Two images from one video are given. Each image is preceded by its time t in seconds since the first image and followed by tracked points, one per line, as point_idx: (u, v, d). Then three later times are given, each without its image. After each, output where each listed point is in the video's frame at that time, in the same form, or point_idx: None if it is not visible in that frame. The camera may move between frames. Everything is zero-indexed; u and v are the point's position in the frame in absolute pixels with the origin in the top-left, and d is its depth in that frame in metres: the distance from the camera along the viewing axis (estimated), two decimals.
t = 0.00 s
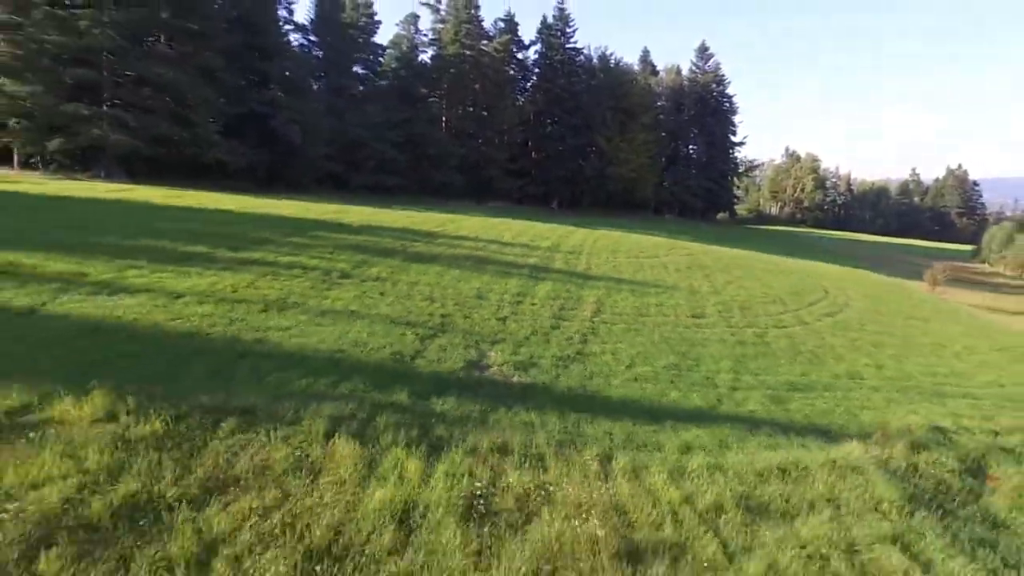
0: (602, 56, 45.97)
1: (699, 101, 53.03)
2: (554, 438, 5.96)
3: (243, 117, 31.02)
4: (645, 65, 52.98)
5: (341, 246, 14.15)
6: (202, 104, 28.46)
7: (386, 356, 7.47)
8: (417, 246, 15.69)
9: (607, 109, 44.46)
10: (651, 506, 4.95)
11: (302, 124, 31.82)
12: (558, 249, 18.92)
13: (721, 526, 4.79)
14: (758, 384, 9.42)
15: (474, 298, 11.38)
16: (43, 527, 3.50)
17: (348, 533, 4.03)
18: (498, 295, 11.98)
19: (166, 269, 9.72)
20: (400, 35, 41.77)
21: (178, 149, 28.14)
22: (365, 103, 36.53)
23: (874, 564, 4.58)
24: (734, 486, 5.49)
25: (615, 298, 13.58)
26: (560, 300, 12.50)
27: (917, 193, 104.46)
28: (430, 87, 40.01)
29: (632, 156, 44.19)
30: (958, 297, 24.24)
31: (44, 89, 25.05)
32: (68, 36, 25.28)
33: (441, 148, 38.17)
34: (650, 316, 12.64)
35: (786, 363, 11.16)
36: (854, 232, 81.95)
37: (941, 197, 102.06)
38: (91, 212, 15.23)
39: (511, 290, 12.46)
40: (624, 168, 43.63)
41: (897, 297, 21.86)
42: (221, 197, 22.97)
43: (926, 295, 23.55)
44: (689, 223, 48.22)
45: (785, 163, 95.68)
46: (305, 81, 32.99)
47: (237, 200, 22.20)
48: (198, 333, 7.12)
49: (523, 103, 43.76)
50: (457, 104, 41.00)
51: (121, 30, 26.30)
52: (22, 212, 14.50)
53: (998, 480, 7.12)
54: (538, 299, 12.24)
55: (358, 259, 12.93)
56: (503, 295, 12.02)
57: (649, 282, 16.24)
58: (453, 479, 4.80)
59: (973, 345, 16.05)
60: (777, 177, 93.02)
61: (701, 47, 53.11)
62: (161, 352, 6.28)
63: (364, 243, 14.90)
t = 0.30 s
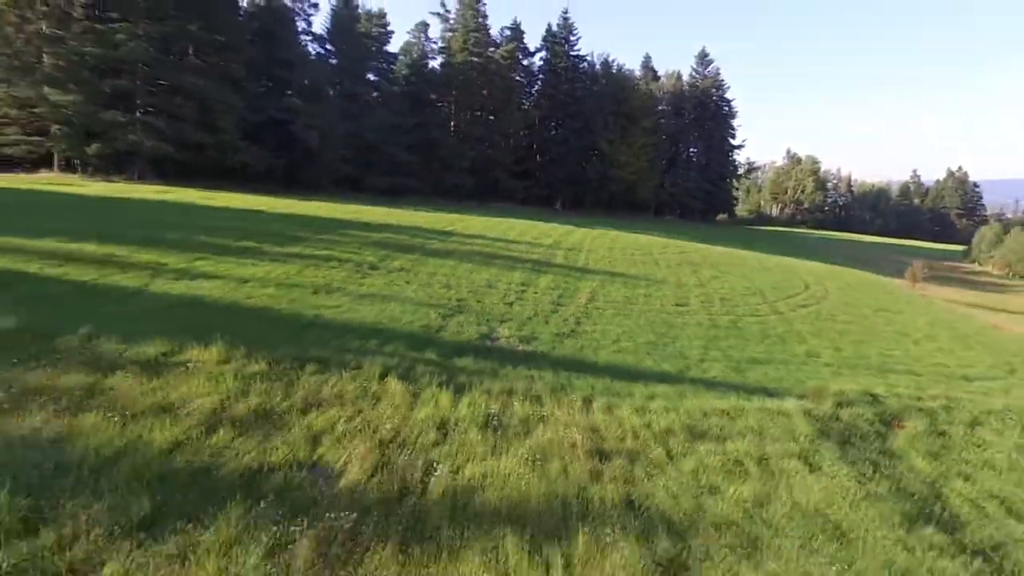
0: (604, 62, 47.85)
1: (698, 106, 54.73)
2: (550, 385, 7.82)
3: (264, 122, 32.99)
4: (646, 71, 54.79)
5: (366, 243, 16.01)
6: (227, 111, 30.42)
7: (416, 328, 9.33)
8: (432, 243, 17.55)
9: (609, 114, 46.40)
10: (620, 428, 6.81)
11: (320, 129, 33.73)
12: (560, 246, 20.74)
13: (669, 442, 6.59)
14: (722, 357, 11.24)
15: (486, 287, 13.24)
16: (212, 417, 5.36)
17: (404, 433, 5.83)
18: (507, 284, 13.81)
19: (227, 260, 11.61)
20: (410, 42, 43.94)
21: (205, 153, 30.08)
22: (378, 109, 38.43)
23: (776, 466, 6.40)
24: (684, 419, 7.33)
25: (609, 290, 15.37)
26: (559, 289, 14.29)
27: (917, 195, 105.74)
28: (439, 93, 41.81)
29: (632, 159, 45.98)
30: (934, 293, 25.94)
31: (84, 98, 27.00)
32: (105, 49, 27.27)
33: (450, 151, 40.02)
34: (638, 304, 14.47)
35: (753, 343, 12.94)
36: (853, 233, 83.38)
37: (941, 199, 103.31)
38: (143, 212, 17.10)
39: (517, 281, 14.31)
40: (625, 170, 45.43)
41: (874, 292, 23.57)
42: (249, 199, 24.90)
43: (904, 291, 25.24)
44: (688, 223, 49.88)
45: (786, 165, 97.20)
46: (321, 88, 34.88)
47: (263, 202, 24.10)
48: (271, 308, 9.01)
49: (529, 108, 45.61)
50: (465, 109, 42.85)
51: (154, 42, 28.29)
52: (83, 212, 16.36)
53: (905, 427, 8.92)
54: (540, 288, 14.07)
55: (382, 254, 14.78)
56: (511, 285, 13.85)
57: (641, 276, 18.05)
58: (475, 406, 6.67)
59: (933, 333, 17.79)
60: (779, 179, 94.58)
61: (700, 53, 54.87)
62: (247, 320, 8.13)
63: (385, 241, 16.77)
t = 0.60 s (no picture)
0: (607, 69, 49.82)
1: (699, 110, 56.64)
2: (548, 355, 9.64)
3: (285, 128, 34.97)
4: (649, 76, 56.66)
5: (388, 241, 17.91)
6: (251, 118, 32.42)
7: (437, 311, 11.19)
8: (446, 241, 19.43)
9: (612, 119, 48.41)
10: (602, 385, 8.63)
11: (336, 134, 35.69)
12: (562, 245, 22.58)
13: (642, 395, 8.40)
14: (699, 339, 13.04)
15: (495, 279, 15.09)
16: (293, 367, 7.20)
17: (436, 381, 7.69)
18: (513, 278, 15.66)
19: (273, 254, 13.51)
20: (420, 50, 45.96)
21: (230, 157, 32.07)
22: (391, 114, 40.38)
23: (724, 413, 8.20)
24: (655, 380, 9.15)
25: (605, 283, 17.19)
26: (559, 282, 16.13)
27: (919, 196, 106.99)
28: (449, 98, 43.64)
29: (634, 163, 47.76)
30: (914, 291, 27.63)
31: (120, 105, 28.91)
32: (139, 60, 29.26)
33: (459, 155, 41.91)
34: (630, 295, 16.29)
35: (730, 329, 14.74)
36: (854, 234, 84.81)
37: (942, 201, 104.54)
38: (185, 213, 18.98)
39: (522, 275, 16.15)
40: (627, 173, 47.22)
41: (856, 289, 25.24)
42: (274, 201, 26.83)
43: (885, 288, 26.91)
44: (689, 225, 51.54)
45: (788, 167, 98.71)
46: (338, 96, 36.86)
47: (288, 204, 26.03)
48: (318, 293, 10.89)
49: (535, 113, 47.46)
50: (473, 114, 44.70)
51: (185, 53, 30.25)
52: (132, 213, 18.25)
53: (845, 395, 10.70)
54: (543, 281, 15.90)
55: (403, 251, 16.66)
56: (517, 278, 15.69)
57: (636, 272, 19.85)
58: (487, 367, 8.49)
59: (902, 325, 19.50)
60: (781, 181, 96.10)
61: (701, 59, 56.60)
62: (302, 301, 10.01)
63: (405, 239, 18.66)
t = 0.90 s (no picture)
0: (609, 76, 51.75)
1: (698, 115, 58.43)
2: (547, 336, 11.54)
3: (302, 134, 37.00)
4: (650, 82, 58.54)
5: (405, 241, 19.85)
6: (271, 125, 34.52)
7: (453, 300, 13.12)
8: (457, 242, 21.34)
9: (613, 124, 50.26)
10: (590, 358, 10.53)
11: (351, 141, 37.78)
12: (563, 245, 24.43)
13: (624, 367, 10.27)
14: (680, 327, 14.92)
15: (502, 275, 17.03)
16: (343, 338, 9.10)
17: (457, 352, 9.61)
18: (519, 274, 17.56)
19: (308, 252, 15.48)
20: (429, 58, 47.96)
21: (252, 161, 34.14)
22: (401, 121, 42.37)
23: (690, 381, 10.08)
24: (636, 356, 11.03)
25: (601, 279, 19.06)
26: (559, 278, 18.01)
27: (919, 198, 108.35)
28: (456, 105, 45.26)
29: (635, 166, 49.58)
30: (894, 288, 29.41)
31: (151, 113, 30.87)
32: (169, 71, 31.28)
33: (467, 159, 43.87)
34: (622, 290, 18.19)
35: (710, 320, 16.58)
36: (852, 235, 86.29)
37: (942, 202, 105.85)
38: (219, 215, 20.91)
39: (527, 271, 18.08)
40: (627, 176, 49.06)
41: (838, 287, 27.08)
42: (296, 204, 28.83)
43: (866, 286, 28.74)
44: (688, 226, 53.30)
45: (789, 169, 100.20)
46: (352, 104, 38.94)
47: (309, 207, 27.99)
48: (351, 284, 12.86)
49: (540, 118, 49.33)
50: (480, 119, 46.64)
51: (211, 64, 32.20)
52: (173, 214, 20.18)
53: (801, 372, 12.56)
54: (545, 277, 17.76)
55: (419, 249, 18.61)
56: (522, 274, 17.61)
57: (630, 269, 21.70)
58: (496, 343, 10.40)
59: (874, 319, 21.36)
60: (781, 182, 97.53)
61: (701, 66, 58.38)
62: (341, 290, 11.96)
63: (420, 239, 20.58)
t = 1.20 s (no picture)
0: (613, 82, 53.70)
1: (700, 120, 60.26)
2: (548, 323, 13.47)
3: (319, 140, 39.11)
4: (652, 88, 60.41)
5: (421, 241, 21.84)
6: (291, 133, 36.69)
7: (468, 294, 15.07)
8: (468, 242, 23.34)
9: (616, 129, 52.24)
10: (584, 341, 12.45)
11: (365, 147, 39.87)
12: (566, 246, 26.37)
13: (613, 349, 12.18)
14: (667, 318, 16.83)
15: (510, 272, 19.00)
16: (378, 321, 11.06)
17: (472, 333, 11.58)
18: (525, 271, 19.52)
19: (337, 251, 17.49)
20: (439, 66, 50.06)
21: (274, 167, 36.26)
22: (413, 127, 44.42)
23: (668, 359, 12.00)
24: (624, 340, 12.95)
25: (599, 277, 21.00)
26: (561, 275, 19.96)
27: (921, 200, 109.49)
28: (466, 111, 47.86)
29: (637, 170, 51.43)
30: (879, 287, 31.19)
31: (181, 121, 32.98)
32: (198, 82, 33.41)
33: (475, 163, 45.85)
34: (617, 286, 20.13)
35: (696, 312, 18.47)
36: (853, 237, 87.68)
37: (944, 204, 106.98)
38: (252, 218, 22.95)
39: (532, 269, 20.04)
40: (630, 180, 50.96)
41: (825, 285, 28.90)
42: (317, 208, 30.89)
43: (852, 285, 30.54)
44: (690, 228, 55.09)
45: (791, 171, 101.63)
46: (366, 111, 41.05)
47: (329, 210, 30.01)
48: (379, 278, 14.84)
49: (546, 123, 51.29)
50: (489, 125, 48.65)
51: (236, 76, 34.40)
52: (211, 217, 22.23)
53: (770, 356, 14.45)
54: (548, 274, 19.70)
55: (434, 249, 20.60)
56: (528, 272, 19.58)
57: (627, 268, 23.60)
58: (505, 328, 12.35)
59: (852, 315, 23.17)
60: (784, 184, 98.97)
61: (702, 73, 60.20)
62: (372, 284, 13.94)
63: (435, 240, 22.59)
